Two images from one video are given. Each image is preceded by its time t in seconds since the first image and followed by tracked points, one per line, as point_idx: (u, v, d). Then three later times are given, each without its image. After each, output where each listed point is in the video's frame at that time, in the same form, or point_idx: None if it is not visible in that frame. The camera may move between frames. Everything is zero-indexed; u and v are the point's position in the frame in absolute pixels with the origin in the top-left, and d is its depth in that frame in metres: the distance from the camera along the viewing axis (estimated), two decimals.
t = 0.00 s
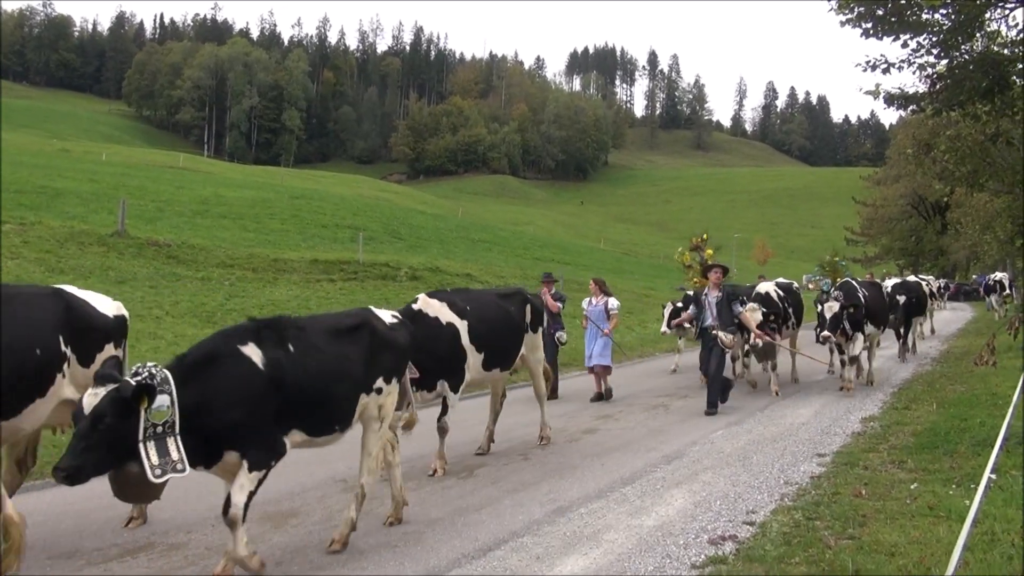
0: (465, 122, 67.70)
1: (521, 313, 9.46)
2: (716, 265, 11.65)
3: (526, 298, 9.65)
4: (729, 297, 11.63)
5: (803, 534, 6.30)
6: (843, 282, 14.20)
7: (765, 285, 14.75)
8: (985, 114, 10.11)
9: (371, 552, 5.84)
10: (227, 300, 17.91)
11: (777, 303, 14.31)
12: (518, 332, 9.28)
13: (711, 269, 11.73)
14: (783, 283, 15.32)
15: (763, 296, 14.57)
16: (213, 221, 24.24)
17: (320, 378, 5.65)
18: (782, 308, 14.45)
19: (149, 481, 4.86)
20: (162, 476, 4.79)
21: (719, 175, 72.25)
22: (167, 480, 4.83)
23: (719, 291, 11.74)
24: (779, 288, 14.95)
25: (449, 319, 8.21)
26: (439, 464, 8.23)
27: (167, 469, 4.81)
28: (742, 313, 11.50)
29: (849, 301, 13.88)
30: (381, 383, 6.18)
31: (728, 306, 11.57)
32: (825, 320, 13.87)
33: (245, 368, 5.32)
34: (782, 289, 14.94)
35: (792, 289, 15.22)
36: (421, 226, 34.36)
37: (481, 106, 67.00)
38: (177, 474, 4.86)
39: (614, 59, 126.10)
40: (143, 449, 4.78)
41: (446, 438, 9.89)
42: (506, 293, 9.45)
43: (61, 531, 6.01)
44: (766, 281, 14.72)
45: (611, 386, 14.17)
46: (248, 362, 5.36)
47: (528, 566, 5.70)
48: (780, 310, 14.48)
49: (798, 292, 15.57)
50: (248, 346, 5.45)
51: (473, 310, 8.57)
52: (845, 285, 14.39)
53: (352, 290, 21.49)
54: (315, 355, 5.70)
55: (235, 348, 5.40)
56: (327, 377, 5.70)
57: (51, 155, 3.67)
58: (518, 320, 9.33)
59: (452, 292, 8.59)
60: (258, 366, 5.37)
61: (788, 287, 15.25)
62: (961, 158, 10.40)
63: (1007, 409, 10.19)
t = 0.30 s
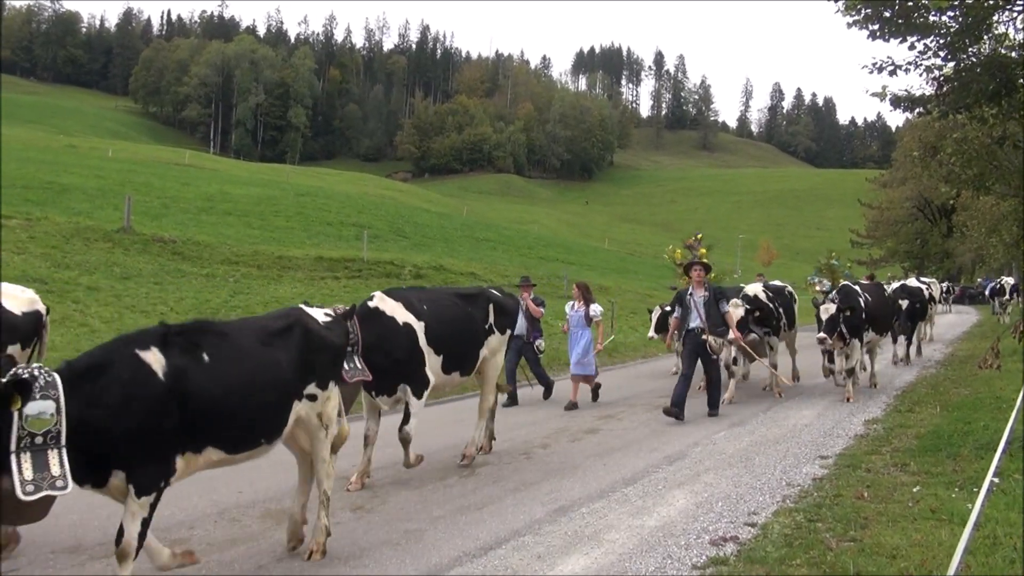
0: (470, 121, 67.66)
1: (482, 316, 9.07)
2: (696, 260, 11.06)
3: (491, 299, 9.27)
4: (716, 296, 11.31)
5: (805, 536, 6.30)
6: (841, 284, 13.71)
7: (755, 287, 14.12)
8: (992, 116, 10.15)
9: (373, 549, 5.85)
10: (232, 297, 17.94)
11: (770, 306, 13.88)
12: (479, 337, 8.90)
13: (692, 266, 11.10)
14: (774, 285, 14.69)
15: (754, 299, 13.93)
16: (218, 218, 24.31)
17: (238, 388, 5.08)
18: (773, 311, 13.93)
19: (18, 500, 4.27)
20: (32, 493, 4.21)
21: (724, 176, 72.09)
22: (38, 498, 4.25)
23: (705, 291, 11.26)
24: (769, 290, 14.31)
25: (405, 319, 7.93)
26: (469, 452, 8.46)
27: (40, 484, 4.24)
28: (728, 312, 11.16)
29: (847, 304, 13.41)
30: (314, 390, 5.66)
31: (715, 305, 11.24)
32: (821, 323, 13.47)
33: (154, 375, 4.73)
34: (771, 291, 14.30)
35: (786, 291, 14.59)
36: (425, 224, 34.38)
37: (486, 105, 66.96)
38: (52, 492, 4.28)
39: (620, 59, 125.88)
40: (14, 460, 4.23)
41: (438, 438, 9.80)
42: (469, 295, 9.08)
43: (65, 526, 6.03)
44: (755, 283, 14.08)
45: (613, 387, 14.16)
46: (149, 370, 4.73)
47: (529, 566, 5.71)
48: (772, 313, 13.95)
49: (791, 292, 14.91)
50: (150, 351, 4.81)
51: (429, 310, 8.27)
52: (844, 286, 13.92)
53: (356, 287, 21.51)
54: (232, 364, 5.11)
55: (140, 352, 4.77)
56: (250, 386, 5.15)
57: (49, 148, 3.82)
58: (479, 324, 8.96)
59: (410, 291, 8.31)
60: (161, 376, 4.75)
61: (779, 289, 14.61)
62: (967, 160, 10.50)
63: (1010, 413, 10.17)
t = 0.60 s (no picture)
0: (471, 122, 67.64)
1: (452, 321, 8.48)
2: (678, 259, 10.79)
3: (462, 303, 8.67)
4: (698, 294, 10.87)
5: (808, 537, 6.28)
6: (831, 284, 13.60)
7: (742, 289, 13.92)
8: (994, 115, 10.13)
9: (376, 550, 5.85)
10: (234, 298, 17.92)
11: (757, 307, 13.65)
12: (446, 342, 8.30)
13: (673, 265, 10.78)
14: (763, 285, 14.46)
15: (740, 302, 13.66)
16: (220, 218, 24.34)
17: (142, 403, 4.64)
18: (760, 313, 13.59)
19: None
20: None
21: (726, 176, 72.05)
22: None
23: (687, 289, 10.89)
24: (757, 291, 14.10)
25: (360, 327, 7.25)
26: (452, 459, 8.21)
27: None
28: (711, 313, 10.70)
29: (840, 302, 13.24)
30: (235, 413, 5.16)
31: (697, 304, 10.84)
32: (813, 323, 13.18)
33: (33, 385, 4.20)
34: (760, 291, 14.12)
35: (778, 292, 14.47)
36: (427, 225, 34.38)
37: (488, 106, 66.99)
38: None
39: (621, 60, 125.90)
40: None
41: (432, 441, 9.67)
42: (438, 298, 8.45)
43: (67, 527, 6.03)
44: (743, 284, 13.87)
45: (615, 387, 14.18)
46: (41, 381, 4.26)
47: (532, 566, 5.70)
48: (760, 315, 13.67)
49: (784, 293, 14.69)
50: (43, 359, 4.33)
51: (392, 318, 7.61)
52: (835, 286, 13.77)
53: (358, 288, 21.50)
54: (138, 375, 4.65)
55: (22, 358, 4.24)
56: (149, 400, 4.67)
57: (52, 150, 3.86)
58: (445, 330, 8.34)
59: (371, 295, 7.61)
60: (55, 388, 4.29)
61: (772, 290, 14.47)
62: (969, 160, 10.60)
63: (1013, 413, 10.16)
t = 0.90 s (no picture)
0: (478, 121, 67.60)
1: (419, 323, 7.95)
2: (670, 265, 9.92)
3: (429, 304, 8.15)
4: (688, 303, 10.16)
5: (818, 539, 6.24)
6: (834, 287, 13.21)
7: (740, 290, 13.05)
8: (1005, 116, 10.09)
9: (385, 550, 5.83)
10: (241, 297, 17.95)
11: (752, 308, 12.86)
12: (414, 344, 7.77)
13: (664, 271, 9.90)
14: (762, 286, 13.60)
15: (737, 303, 12.74)
16: (228, 218, 24.41)
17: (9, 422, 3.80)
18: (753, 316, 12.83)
19: None
20: None
21: (733, 176, 71.84)
22: None
23: (677, 296, 10.21)
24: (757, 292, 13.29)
25: (320, 327, 6.79)
26: (389, 475, 7.59)
27: None
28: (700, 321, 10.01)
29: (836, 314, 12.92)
30: (125, 425, 4.46)
31: (687, 312, 10.12)
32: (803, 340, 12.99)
33: None
34: (760, 294, 13.28)
35: (779, 292, 13.74)
36: (433, 225, 34.37)
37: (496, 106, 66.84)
38: None
39: (628, 59, 125.73)
40: None
41: (440, 441, 9.63)
42: (402, 298, 7.90)
43: (76, 525, 6.03)
44: (740, 285, 12.99)
45: (622, 388, 14.16)
46: None
47: (541, 568, 5.68)
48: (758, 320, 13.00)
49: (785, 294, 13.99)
50: None
51: (351, 318, 7.12)
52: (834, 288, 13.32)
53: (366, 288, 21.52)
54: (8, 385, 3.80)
55: None
56: (17, 420, 3.83)
57: (63, 149, 3.90)
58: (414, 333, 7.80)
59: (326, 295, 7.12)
60: None
61: (771, 292, 13.51)
62: (979, 160, 10.51)
63: None
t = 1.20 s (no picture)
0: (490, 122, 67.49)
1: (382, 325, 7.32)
2: (662, 257, 9.67)
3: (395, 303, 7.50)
4: (683, 296, 9.84)
5: (832, 540, 6.20)
6: (839, 287, 12.95)
7: (738, 288, 12.97)
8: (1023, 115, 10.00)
9: (397, 549, 5.84)
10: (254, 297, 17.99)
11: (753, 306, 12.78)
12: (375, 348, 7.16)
13: (657, 263, 9.74)
14: (765, 287, 13.59)
15: (734, 300, 12.74)
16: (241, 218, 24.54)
17: None
18: (753, 315, 12.70)
19: None
20: None
21: (746, 177, 71.51)
22: None
23: (671, 290, 9.89)
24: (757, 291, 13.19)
25: (272, 328, 6.21)
26: (366, 493, 6.84)
27: None
28: (696, 316, 9.65)
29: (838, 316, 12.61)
30: (28, 431, 3.75)
31: (682, 306, 9.81)
32: (802, 344, 12.68)
33: None
34: (761, 293, 13.19)
35: (782, 294, 13.72)
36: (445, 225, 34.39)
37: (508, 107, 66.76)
38: None
39: (640, 59, 125.45)
40: None
41: (451, 441, 9.61)
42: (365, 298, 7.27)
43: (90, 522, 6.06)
44: (738, 283, 12.92)
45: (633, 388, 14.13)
46: None
47: (553, 567, 5.67)
48: (759, 318, 12.85)
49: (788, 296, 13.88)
50: None
51: (308, 319, 6.51)
52: (839, 289, 13.00)
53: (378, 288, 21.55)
54: None
55: None
56: None
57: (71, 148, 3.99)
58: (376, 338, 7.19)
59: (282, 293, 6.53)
60: None
61: (771, 290, 13.59)
62: (995, 159, 10.42)
63: None
